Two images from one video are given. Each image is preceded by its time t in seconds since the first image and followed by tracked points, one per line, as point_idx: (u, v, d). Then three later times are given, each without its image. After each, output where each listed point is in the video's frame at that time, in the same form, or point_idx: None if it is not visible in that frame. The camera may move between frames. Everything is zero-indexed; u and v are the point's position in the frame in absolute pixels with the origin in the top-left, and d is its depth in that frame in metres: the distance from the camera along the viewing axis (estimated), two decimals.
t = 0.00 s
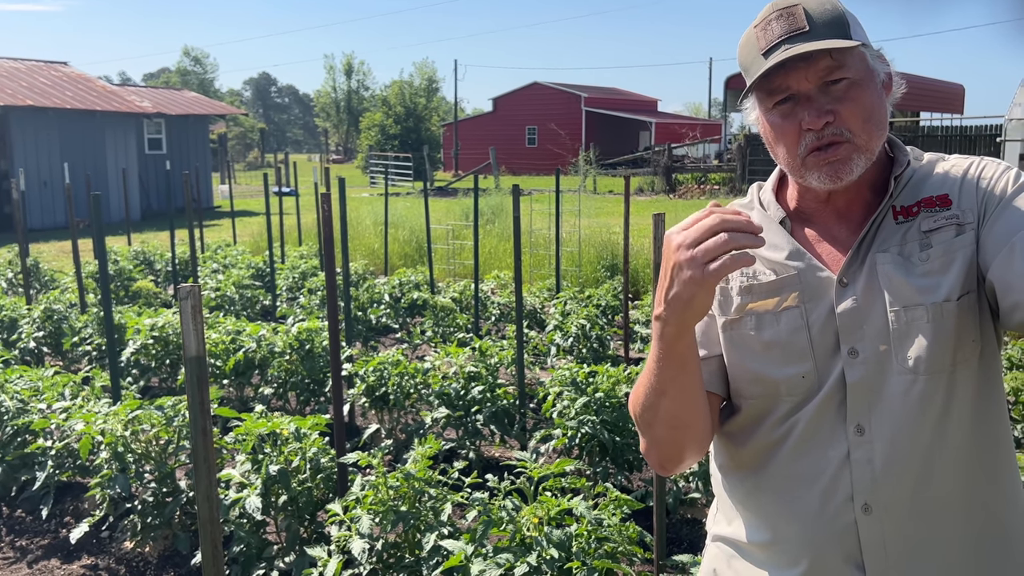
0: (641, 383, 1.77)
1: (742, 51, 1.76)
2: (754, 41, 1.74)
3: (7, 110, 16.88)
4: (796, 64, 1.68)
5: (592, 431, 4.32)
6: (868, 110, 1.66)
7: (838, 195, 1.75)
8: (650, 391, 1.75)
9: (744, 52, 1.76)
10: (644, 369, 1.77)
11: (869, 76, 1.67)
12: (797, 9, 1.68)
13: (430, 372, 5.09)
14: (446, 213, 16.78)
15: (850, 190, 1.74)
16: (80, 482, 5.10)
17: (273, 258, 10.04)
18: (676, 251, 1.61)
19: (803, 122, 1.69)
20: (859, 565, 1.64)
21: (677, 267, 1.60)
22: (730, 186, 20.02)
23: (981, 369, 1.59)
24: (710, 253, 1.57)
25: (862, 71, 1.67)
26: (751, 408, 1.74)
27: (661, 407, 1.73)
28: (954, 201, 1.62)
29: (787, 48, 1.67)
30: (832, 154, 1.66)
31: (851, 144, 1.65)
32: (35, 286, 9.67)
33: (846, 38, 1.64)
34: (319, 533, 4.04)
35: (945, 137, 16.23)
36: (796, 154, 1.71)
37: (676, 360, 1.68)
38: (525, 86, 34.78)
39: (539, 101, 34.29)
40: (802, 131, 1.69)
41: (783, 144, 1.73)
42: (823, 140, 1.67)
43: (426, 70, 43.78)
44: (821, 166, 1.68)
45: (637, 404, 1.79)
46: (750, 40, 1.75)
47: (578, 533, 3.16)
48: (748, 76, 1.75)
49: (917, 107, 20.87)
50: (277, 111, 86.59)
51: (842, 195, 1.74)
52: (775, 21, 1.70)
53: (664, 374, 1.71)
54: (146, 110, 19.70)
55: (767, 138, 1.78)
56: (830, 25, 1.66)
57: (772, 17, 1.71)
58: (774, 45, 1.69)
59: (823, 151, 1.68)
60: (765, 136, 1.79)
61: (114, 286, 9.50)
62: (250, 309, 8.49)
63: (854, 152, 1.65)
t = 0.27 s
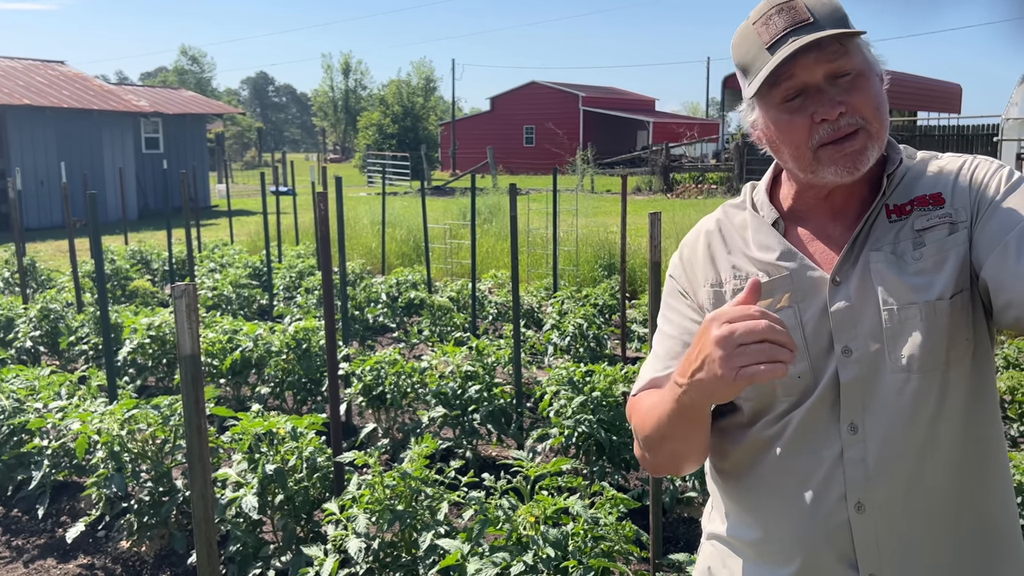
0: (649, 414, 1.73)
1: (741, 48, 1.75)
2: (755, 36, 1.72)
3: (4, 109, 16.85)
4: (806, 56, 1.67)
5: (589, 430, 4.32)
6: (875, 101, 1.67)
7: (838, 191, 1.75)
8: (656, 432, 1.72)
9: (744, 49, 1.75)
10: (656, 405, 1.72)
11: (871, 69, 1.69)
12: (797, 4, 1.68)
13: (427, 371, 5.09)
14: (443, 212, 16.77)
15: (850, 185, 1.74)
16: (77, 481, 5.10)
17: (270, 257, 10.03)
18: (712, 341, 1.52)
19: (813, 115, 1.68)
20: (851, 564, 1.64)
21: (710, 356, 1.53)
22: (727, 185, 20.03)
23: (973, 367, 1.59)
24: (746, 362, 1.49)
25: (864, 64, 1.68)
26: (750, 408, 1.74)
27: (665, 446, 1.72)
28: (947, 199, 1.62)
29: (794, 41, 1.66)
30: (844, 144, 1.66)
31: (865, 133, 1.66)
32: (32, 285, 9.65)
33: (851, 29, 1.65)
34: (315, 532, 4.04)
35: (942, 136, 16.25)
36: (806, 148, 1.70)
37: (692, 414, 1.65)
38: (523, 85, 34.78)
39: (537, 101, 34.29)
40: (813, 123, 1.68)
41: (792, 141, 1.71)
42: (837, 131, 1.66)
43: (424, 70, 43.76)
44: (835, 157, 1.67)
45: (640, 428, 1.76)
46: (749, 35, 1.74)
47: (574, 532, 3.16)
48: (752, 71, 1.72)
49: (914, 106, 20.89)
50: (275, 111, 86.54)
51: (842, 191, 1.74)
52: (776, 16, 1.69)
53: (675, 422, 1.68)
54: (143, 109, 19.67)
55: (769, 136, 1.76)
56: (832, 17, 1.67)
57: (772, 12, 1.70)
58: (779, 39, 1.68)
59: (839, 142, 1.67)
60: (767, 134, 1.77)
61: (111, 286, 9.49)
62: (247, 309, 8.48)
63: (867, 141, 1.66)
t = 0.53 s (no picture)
0: (648, 415, 1.74)
1: (732, 53, 1.76)
2: (745, 41, 1.73)
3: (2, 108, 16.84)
4: (793, 63, 1.67)
5: (587, 430, 4.32)
6: (863, 106, 1.67)
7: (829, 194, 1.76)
8: (655, 434, 1.72)
9: (734, 54, 1.76)
10: (655, 406, 1.72)
11: (861, 73, 1.68)
12: (788, 8, 1.68)
13: (426, 371, 5.10)
14: (443, 212, 16.77)
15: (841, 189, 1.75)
16: (75, 481, 5.10)
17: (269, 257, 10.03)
18: (709, 341, 1.52)
19: (800, 122, 1.69)
20: (848, 563, 1.64)
21: (707, 356, 1.52)
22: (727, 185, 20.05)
23: (969, 366, 1.59)
24: (743, 361, 1.48)
25: (855, 69, 1.67)
26: (744, 410, 1.74)
27: (665, 449, 1.73)
28: (941, 199, 1.62)
29: (781, 48, 1.67)
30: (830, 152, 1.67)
31: (852, 140, 1.66)
32: (31, 284, 9.65)
33: (840, 36, 1.65)
34: (313, 532, 4.04)
35: (941, 136, 16.27)
36: (793, 154, 1.71)
37: (690, 415, 1.65)
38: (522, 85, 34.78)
39: (536, 100, 34.29)
40: (800, 130, 1.69)
41: (780, 145, 1.72)
42: (822, 138, 1.67)
43: (423, 69, 43.75)
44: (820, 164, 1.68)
45: (640, 429, 1.77)
46: (740, 39, 1.75)
47: (572, 532, 3.17)
48: (741, 77, 1.74)
49: (913, 106, 20.91)
50: (274, 110, 86.51)
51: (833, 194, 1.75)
52: (766, 22, 1.69)
53: (675, 425, 1.68)
54: (142, 109, 19.65)
55: (759, 138, 1.78)
56: (822, 24, 1.67)
57: (763, 17, 1.70)
58: (768, 46, 1.69)
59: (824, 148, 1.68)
60: (757, 138, 1.79)
61: (109, 285, 9.49)
62: (245, 308, 8.49)
63: (853, 148, 1.66)
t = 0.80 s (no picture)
0: (645, 414, 1.74)
1: (732, 53, 1.76)
2: (744, 41, 1.74)
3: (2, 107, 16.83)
4: (790, 65, 1.67)
5: (587, 430, 4.33)
6: (859, 110, 1.67)
7: (826, 196, 1.76)
8: (651, 434, 1.72)
9: (734, 54, 1.76)
10: (652, 406, 1.73)
11: (859, 77, 1.68)
12: (788, 10, 1.68)
13: (426, 371, 5.10)
14: (443, 212, 16.78)
15: (838, 190, 1.75)
16: (75, 480, 5.10)
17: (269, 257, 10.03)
18: (704, 337, 1.53)
19: (796, 123, 1.69)
20: (845, 564, 1.65)
21: (702, 353, 1.53)
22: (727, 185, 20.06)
23: (965, 367, 1.59)
24: (739, 357, 1.50)
25: (853, 72, 1.67)
26: (741, 410, 1.75)
27: (661, 448, 1.73)
28: (939, 202, 1.62)
29: (779, 50, 1.67)
30: (824, 155, 1.68)
31: (845, 144, 1.67)
32: (31, 284, 9.66)
33: (839, 39, 1.64)
34: (313, 532, 4.04)
35: (941, 136, 16.27)
36: (788, 155, 1.72)
37: (686, 414, 1.66)
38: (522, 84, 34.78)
39: (536, 100, 34.30)
40: (795, 132, 1.69)
41: (776, 145, 1.73)
42: (816, 141, 1.68)
43: (423, 69, 43.76)
44: (814, 167, 1.69)
45: (636, 429, 1.77)
46: (739, 39, 1.75)
47: (571, 531, 3.17)
48: (739, 78, 1.74)
49: (913, 106, 20.91)
50: (274, 109, 86.49)
51: (830, 196, 1.75)
52: (765, 22, 1.70)
53: (671, 423, 1.68)
54: (142, 108, 19.65)
55: (757, 138, 1.79)
56: (822, 26, 1.66)
57: (762, 18, 1.71)
58: (766, 47, 1.69)
59: (818, 150, 1.69)
60: (754, 138, 1.79)
61: (109, 285, 9.50)
62: (245, 308, 8.49)
63: (847, 152, 1.67)
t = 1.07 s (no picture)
0: (642, 410, 1.74)
1: (730, 51, 1.77)
2: (743, 40, 1.74)
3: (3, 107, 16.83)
4: (787, 65, 1.68)
5: (587, 429, 4.33)
6: (856, 111, 1.67)
7: (823, 196, 1.76)
8: (649, 429, 1.73)
9: (733, 51, 1.77)
10: (649, 400, 1.73)
11: (857, 78, 1.68)
12: (786, 9, 1.68)
13: (426, 371, 5.10)
14: (443, 211, 16.78)
15: (836, 191, 1.75)
16: (75, 480, 5.10)
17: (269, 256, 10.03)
18: (698, 327, 1.53)
19: (791, 123, 1.70)
20: (843, 564, 1.65)
21: (697, 342, 1.53)
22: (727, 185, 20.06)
23: (964, 367, 1.60)
24: (733, 345, 1.50)
25: (851, 73, 1.67)
26: (740, 410, 1.75)
27: (661, 443, 1.73)
28: (938, 201, 1.62)
29: (777, 49, 1.67)
30: (819, 155, 1.68)
31: (841, 145, 1.67)
32: (31, 284, 9.66)
33: (836, 39, 1.64)
34: (313, 531, 4.04)
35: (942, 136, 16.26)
36: (784, 155, 1.72)
37: (683, 407, 1.66)
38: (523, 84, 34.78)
39: (537, 100, 34.30)
40: (791, 132, 1.70)
41: (772, 144, 1.74)
42: (812, 141, 1.68)
43: (424, 68, 43.75)
44: (809, 167, 1.69)
45: (634, 426, 1.77)
46: (738, 38, 1.75)
47: (571, 531, 3.17)
48: (737, 76, 1.75)
49: (914, 106, 20.90)
50: (274, 109, 86.51)
51: (828, 195, 1.75)
52: (764, 21, 1.70)
53: (668, 418, 1.69)
54: (142, 108, 19.65)
55: (755, 136, 1.79)
56: (820, 26, 1.66)
57: (762, 16, 1.71)
58: (764, 46, 1.69)
59: (815, 152, 1.69)
60: (753, 136, 1.80)
61: (110, 284, 9.50)
62: (245, 308, 8.49)
63: (842, 153, 1.67)
